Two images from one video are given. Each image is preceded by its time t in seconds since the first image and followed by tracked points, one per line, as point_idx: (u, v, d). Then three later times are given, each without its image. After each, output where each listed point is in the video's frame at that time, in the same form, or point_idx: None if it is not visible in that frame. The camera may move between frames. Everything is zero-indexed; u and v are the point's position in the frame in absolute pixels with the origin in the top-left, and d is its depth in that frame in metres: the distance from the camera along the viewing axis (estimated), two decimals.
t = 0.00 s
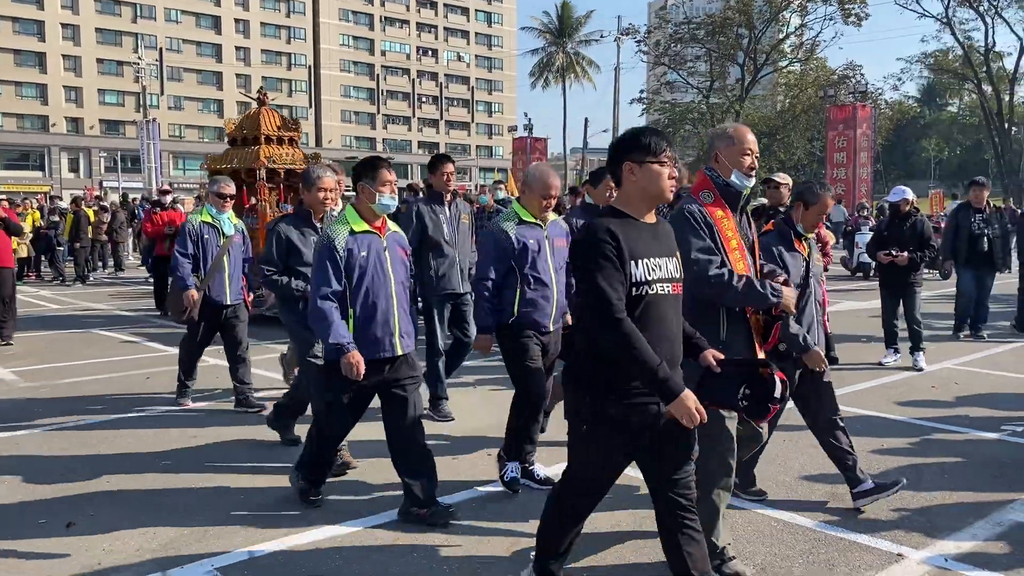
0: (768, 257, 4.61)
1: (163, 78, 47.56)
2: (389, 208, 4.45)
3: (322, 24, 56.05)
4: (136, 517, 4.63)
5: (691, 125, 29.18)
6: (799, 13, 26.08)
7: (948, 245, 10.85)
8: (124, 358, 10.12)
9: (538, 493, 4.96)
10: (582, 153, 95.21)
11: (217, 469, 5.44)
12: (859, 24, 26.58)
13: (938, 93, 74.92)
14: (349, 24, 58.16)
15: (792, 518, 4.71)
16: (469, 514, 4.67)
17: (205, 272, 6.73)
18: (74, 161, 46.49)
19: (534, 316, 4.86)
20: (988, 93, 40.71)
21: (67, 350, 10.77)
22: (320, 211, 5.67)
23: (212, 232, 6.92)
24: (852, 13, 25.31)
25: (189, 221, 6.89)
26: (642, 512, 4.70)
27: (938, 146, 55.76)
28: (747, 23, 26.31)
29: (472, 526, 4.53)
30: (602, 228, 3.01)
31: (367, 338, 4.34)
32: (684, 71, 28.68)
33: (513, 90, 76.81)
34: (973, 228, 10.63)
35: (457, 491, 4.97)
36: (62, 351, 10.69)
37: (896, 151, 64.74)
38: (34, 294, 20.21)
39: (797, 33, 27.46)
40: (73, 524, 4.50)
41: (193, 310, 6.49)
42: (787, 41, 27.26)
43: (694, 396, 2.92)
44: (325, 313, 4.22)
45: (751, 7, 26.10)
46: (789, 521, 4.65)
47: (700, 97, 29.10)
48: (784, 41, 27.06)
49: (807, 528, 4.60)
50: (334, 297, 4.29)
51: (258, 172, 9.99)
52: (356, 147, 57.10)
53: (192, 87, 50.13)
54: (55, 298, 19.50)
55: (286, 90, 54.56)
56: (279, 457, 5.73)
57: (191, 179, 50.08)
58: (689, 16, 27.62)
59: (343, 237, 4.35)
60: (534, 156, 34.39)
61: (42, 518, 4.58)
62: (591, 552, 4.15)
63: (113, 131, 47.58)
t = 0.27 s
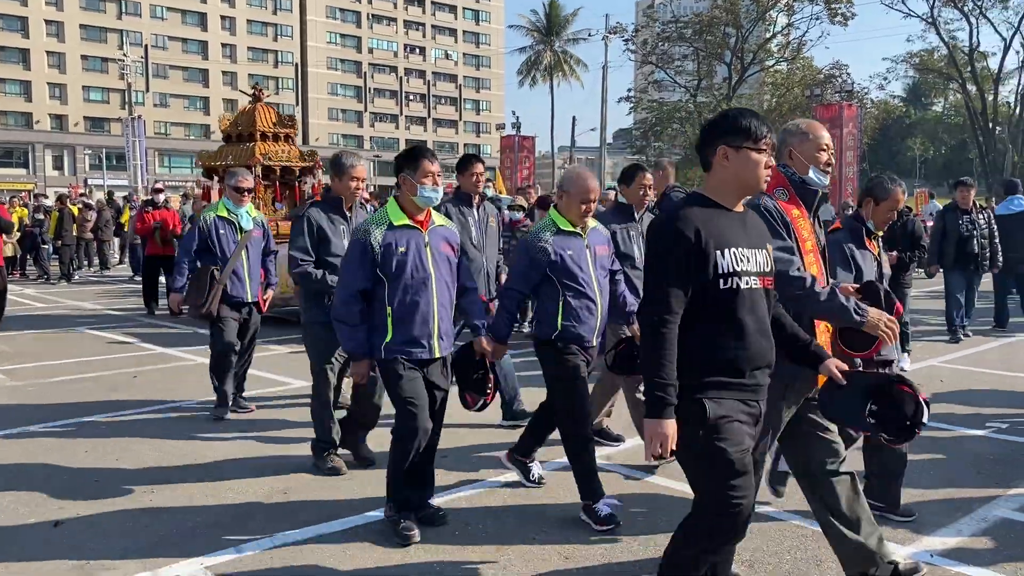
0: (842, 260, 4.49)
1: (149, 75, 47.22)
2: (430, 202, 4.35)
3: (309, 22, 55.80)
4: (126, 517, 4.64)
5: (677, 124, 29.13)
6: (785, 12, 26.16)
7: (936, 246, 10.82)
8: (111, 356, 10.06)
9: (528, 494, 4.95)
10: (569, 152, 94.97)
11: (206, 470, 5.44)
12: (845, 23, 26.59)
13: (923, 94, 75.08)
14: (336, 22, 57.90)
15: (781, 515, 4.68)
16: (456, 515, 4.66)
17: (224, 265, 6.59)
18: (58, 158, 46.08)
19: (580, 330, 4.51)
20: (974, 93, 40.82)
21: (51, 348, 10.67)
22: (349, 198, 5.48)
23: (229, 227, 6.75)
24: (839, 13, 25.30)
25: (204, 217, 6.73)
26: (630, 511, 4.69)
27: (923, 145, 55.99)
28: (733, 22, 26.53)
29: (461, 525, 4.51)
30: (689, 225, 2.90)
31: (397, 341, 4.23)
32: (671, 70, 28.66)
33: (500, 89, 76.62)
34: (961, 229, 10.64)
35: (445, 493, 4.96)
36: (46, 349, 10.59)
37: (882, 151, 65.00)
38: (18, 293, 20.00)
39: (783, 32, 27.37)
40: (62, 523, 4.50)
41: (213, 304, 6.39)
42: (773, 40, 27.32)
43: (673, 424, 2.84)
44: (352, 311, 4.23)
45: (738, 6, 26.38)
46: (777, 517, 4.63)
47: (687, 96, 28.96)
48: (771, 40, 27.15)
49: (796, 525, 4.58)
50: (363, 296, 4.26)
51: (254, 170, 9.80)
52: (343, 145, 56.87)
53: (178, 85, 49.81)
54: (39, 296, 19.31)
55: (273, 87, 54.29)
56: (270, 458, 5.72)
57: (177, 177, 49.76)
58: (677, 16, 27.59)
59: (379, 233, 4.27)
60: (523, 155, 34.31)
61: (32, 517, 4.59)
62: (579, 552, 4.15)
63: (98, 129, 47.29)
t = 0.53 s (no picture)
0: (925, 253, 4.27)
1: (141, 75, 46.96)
2: (481, 207, 3.81)
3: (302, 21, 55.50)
4: (117, 520, 4.57)
5: (671, 124, 28.92)
6: (779, 12, 25.82)
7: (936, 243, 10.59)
8: (104, 356, 9.99)
9: (521, 494, 4.85)
10: (564, 151, 94.77)
11: (198, 471, 5.37)
12: (840, 22, 26.41)
13: (916, 94, 74.97)
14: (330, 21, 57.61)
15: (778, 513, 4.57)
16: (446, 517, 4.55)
17: (244, 272, 5.94)
18: (50, 158, 45.84)
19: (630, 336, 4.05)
20: (968, 91, 40.80)
21: (42, 348, 10.56)
22: (393, 205, 5.09)
23: (248, 230, 6.08)
24: (832, 12, 25.19)
25: (221, 221, 6.04)
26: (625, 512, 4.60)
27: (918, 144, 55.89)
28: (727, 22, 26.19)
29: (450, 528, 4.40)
30: (784, 246, 2.44)
31: (447, 360, 3.70)
32: (665, 70, 28.50)
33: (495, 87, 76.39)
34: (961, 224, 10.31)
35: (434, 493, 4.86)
36: (37, 349, 10.49)
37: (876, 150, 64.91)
38: (11, 292, 19.88)
39: (777, 32, 27.12)
40: (52, 526, 4.45)
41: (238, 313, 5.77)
42: (767, 40, 27.08)
43: (723, 451, 2.50)
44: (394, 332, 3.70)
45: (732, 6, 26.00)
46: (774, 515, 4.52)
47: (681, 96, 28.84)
48: (764, 39, 26.86)
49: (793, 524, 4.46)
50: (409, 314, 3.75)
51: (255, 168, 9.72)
52: (337, 145, 56.71)
53: (171, 83, 49.57)
54: (32, 295, 19.18)
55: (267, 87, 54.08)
56: (264, 459, 5.65)
57: (170, 177, 49.61)
58: (671, 15, 27.45)
59: (428, 245, 3.73)
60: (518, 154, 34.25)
61: (22, 520, 4.53)
62: (573, 554, 4.04)
63: (90, 128, 47.09)
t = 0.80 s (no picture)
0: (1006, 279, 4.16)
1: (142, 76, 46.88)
2: (552, 197, 3.60)
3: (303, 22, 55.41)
4: (122, 518, 4.56)
5: (672, 125, 28.78)
6: (780, 13, 25.50)
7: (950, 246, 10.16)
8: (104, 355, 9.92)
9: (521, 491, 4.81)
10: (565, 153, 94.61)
11: (193, 473, 5.32)
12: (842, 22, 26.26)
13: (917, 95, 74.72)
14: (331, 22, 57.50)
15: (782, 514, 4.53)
16: (440, 519, 4.48)
17: (278, 274, 5.83)
18: (51, 159, 45.86)
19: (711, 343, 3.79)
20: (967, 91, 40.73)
21: (41, 348, 10.52)
22: (451, 197, 4.81)
23: (285, 228, 5.95)
24: (835, 13, 25.06)
25: (257, 214, 5.89)
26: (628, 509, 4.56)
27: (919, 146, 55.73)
28: (728, 23, 25.94)
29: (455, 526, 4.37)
30: (911, 232, 2.29)
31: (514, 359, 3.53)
32: (667, 70, 28.24)
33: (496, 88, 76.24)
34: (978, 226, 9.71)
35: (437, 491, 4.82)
36: (35, 349, 10.45)
37: (877, 152, 64.71)
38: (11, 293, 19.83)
39: (778, 33, 26.84)
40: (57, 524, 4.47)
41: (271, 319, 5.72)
42: (768, 41, 26.84)
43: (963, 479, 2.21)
44: (476, 325, 3.40)
45: (733, 7, 25.78)
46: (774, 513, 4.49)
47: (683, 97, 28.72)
48: (766, 41, 26.59)
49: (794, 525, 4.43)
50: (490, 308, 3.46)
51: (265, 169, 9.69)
52: (338, 146, 56.63)
53: (172, 85, 49.49)
54: (33, 296, 19.15)
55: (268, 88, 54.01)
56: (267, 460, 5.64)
57: (171, 178, 49.70)
58: (671, 16, 27.34)
59: (497, 232, 3.54)
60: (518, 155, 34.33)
61: (25, 518, 4.54)
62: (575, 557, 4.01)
63: (91, 129, 47.02)
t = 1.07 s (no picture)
0: None
1: (152, 80, 47.06)
2: (652, 207, 3.21)
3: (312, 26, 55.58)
4: (133, 517, 4.65)
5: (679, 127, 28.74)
6: (788, 15, 25.63)
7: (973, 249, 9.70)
8: (112, 358, 10.00)
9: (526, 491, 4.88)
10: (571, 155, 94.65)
11: (199, 477, 5.33)
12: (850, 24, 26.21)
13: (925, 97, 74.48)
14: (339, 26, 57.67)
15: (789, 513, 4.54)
16: (447, 521, 4.49)
17: (333, 283, 5.66)
18: (61, 162, 45.98)
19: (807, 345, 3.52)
20: (974, 92, 40.61)
21: (50, 351, 10.57)
22: (514, 211, 4.44)
23: (340, 235, 5.78)
24: (842, 14, 24.98)
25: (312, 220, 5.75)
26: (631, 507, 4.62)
27: (926, 147, 55.57)
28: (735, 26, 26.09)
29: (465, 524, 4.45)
30: None
31: (612, 383, 3.15)
32: (674, 73, 28.38)
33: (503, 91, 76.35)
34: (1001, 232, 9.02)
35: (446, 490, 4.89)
36: (45, 352, 10.51)
37: (885, 153, 64.54)
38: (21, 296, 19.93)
39: (786, 34, 27.17)
40: (69, 524, 4.55)
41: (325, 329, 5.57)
42: (776, 43, 27.15)
43: None
44: (571, 347, 3.02)
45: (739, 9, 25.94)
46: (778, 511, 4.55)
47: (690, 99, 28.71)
48: (773, 43, 26.90)
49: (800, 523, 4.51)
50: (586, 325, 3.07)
51: (285, 170, 9.71)
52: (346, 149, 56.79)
53: (182, 88, 49.66)
54: (43, 299, 19.22)
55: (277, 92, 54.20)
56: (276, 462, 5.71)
57: (180, 181, 49.88)
58: (678, 19, 27.28)
59: (594, 243, 3.13)
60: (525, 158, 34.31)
61: (38, 518, 4.63)
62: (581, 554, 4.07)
63: (101, 133, 47.19)
